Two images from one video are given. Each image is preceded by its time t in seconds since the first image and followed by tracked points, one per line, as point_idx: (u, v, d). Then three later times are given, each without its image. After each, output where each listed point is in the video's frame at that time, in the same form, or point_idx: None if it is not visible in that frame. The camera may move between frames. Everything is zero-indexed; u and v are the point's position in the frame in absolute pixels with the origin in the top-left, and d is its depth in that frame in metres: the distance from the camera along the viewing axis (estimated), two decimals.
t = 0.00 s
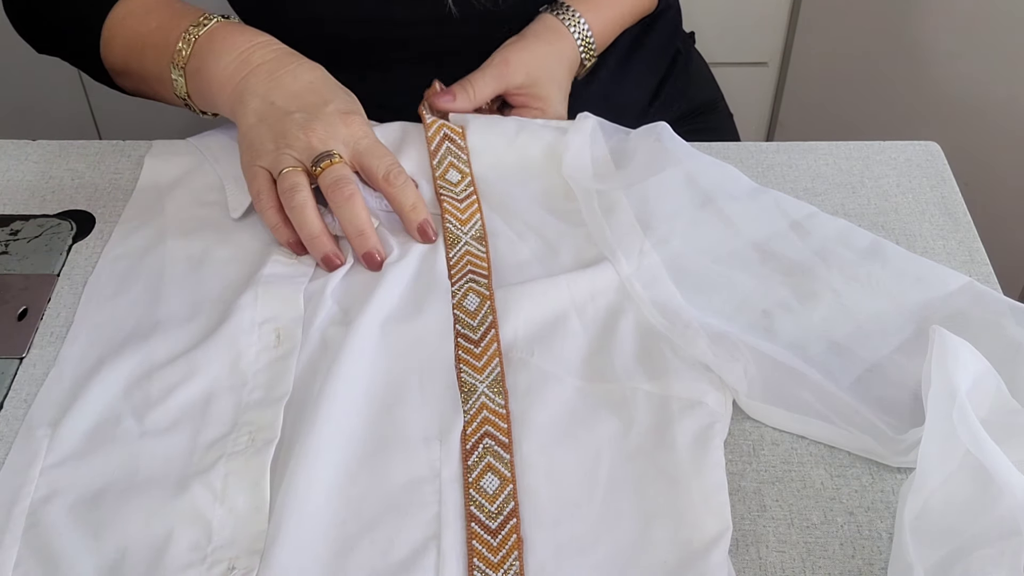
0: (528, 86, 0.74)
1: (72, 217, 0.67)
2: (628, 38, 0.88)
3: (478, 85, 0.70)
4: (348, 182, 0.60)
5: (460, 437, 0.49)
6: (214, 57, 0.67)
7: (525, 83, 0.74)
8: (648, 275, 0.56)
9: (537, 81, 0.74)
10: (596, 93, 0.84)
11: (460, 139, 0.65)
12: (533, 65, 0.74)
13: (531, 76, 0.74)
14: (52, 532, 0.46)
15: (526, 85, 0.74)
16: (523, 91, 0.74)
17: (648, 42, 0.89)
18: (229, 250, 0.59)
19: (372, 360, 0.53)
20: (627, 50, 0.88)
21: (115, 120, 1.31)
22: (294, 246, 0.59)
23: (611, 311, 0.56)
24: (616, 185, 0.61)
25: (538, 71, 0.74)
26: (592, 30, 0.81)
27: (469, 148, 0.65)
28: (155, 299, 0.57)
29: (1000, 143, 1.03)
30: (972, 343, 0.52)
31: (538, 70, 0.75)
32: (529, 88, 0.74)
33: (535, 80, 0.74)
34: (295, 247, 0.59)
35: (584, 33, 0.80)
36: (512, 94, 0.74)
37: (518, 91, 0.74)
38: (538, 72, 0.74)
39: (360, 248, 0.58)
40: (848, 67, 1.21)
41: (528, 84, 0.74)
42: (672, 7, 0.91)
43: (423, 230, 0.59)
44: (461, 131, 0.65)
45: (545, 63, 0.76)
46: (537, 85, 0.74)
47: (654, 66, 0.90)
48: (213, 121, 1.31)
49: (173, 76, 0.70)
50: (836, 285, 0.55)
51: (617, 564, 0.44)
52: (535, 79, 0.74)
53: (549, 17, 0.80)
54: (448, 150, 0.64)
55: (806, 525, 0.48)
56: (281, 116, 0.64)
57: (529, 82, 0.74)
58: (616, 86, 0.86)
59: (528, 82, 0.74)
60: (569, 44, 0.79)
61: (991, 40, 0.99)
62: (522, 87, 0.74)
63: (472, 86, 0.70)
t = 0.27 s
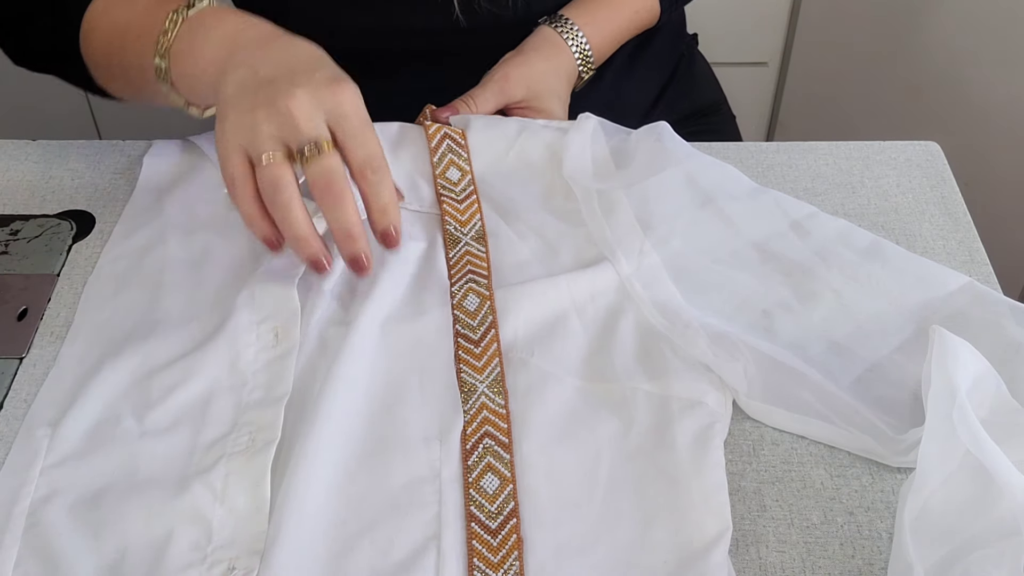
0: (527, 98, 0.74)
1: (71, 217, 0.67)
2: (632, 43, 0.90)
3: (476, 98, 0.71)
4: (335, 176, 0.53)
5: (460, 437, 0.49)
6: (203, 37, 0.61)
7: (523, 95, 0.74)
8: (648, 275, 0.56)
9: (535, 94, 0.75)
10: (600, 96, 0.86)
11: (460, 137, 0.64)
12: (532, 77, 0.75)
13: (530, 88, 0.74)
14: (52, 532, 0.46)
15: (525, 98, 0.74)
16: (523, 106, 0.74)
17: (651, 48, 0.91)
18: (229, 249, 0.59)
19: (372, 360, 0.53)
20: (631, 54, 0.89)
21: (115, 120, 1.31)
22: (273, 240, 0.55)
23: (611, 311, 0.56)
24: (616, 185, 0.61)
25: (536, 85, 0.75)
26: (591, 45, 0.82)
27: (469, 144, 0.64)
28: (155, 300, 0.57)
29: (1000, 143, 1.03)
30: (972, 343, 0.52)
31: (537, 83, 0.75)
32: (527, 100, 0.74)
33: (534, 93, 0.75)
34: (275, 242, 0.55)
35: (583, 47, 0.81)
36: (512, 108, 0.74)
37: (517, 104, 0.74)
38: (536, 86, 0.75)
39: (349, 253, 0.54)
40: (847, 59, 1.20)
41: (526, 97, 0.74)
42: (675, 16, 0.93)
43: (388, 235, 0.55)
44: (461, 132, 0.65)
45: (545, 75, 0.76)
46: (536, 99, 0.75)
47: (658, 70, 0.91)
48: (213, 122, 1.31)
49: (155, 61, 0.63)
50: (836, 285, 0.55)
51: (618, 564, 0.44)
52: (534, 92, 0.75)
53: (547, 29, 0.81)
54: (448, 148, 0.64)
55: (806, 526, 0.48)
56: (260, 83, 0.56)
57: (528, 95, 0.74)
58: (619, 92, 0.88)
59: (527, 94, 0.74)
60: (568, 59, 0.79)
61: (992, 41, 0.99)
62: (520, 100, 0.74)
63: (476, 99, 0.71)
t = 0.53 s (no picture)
0: (526, 97, 0.75)
1: (71, 216, 0.67)
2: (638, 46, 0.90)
3: (476, 92, 0.71)
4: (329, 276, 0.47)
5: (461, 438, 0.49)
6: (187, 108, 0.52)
7: (523, 93, 0.74)
8: (648, 275, 0.56)
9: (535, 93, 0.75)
10: (605, 99, 0.86)
11: (459, 138, 0.64)
12: (531, 77, 0.76)
13: (530, 87, 0.75)
14: (52, 533, 0.46)
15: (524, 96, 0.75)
16: (522, 105, 0.75)
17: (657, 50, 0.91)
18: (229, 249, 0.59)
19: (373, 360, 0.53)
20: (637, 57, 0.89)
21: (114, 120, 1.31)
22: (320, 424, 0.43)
23: (611, 311, 0.56)
24: (616, 185, 0.61)
25: (536, 85, 0.75)
26: (595, 56, 0.81)
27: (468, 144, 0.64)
28: (156, 300, 0.57)
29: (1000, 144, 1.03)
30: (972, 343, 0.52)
31: (537, 82, 0.76)
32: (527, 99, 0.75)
33: (534, 91, 0.75)
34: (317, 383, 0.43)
35: (585, 57, 0.81)
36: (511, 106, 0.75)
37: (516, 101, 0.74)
38: (536, 84, 0.76)
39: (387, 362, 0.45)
40: (844, 54, 1.21)
41: (526, 97, 0.75)
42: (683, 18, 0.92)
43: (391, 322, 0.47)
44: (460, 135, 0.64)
45: (546, 78, 0.77)
46: (536, 99, 0.75)
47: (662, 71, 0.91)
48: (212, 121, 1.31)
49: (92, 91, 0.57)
50: (837, 285, 0.55)
51: (618, 564, 0.44)
52: (534, 91, 0.75)
53: (552, 40, 0.81)
54: (448, 148, 0.63)
55: (806, 526, 0.48)
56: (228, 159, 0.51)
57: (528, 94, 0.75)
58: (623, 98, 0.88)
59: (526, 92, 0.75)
60: (570, 66, 0.80)
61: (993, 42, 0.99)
62: (520, 98, 0.74)
63: (471, 93, 0.71)
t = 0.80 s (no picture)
0: (532, 106, 0.75)
1: (71, 216, 0.67)
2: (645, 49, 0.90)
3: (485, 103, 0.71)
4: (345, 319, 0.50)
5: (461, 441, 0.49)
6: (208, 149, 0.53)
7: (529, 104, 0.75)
8: (647, 276, 0.56)
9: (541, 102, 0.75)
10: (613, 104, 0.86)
11: (456, 147, 0.65)
12: (539, 86, 0.76)
13: (536, 97, 0.75)
14: (53, 533, 0.46)
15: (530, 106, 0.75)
16: (528, 113, 0.75)
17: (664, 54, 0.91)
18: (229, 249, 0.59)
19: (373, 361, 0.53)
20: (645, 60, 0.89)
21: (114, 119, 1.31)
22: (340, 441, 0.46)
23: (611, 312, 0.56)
24: (616, 185, 0.61)
25: (543, 95, 0.75)
26: (603, 61, 0.81)
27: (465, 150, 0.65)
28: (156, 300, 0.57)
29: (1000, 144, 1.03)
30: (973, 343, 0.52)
31: (544, 91, 0.76)
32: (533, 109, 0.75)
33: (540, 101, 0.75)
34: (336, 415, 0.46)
35: (594, 62, 0.81)
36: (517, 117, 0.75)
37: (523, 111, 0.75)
38: (543, 93, 0.76)
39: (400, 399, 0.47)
40: (842, 55, 1.22)
41: (532, 106, 0.75)
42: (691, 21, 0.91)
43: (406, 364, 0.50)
44: (456, 143, 0.65)
45: (554, 87, 0.77)
46: (542, 108, 0.75)
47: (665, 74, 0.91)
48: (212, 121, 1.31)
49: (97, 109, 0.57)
50: (837, 286, 0.55)
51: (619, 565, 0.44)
52: (541, 100, 0.75)
53: (559, 45, 0.81)
54: (444, 155, 0.64)
55: (806, 526, 0.48)
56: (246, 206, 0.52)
57: (533, 104, 0.75)
58: (629, 100, 0.88)
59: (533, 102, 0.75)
60: (578, 73, 0.80)
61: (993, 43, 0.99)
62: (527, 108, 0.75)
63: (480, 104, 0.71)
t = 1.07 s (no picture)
0: (531, 108, 0.75)
1: (71, 216, 0.67)
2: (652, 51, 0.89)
3: (481, 106, 0.72)
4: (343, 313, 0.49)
5: (460, 440, 0.50)
6: (153, 76, 0.48)
7: (528, 105, 0.75)
8: (648, 275, 0.56)
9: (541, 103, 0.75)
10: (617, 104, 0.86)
11: (454, 147, 0.65)
12: (538, 87, 0.76)
13: (535, 98, 0.75)
14: (53, 533, 0.46)
15: (529, 107, 0.75)
16: (528, 114, 0.75)
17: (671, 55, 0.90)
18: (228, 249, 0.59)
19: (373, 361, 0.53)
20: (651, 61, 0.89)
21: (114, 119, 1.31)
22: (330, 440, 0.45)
23: (612, 311, 0.56)
24: (616, 185, 0.61)
25: (542, 95, 0.75)
26: (604, 61, 0.81)
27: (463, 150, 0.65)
28: (155, 300, 0.57)
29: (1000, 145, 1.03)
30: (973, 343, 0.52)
31: (543, 91, 0.76)
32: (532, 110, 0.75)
33: (539, 102, 0.75)
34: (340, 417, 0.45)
35: (596, 62, 0.81)
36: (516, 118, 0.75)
37: (523, 111, 0.74)
38: (542, 94, 0.76)
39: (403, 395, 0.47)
40: (841, 56, 1.21)
41: (530, 107, 0.75)
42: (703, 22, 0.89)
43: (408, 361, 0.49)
44: (455, 142, 0.65)
45: (553, 87, 0.77)
46: (542, 109, 0.75)
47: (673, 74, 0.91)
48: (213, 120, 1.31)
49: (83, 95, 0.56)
50: (837, 286, 0.55)
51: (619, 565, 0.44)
52: (540, 101, 0.75)
53: (561, 45, 0.81)
54: (443, 155, 0.64)
55: (806, 526, 0.48)
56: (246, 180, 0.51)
57: (532, 104, 0.75)
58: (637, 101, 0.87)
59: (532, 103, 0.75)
60: (580, 74, 0.80)
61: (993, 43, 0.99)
62: (526, 109, 0.74)
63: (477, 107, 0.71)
